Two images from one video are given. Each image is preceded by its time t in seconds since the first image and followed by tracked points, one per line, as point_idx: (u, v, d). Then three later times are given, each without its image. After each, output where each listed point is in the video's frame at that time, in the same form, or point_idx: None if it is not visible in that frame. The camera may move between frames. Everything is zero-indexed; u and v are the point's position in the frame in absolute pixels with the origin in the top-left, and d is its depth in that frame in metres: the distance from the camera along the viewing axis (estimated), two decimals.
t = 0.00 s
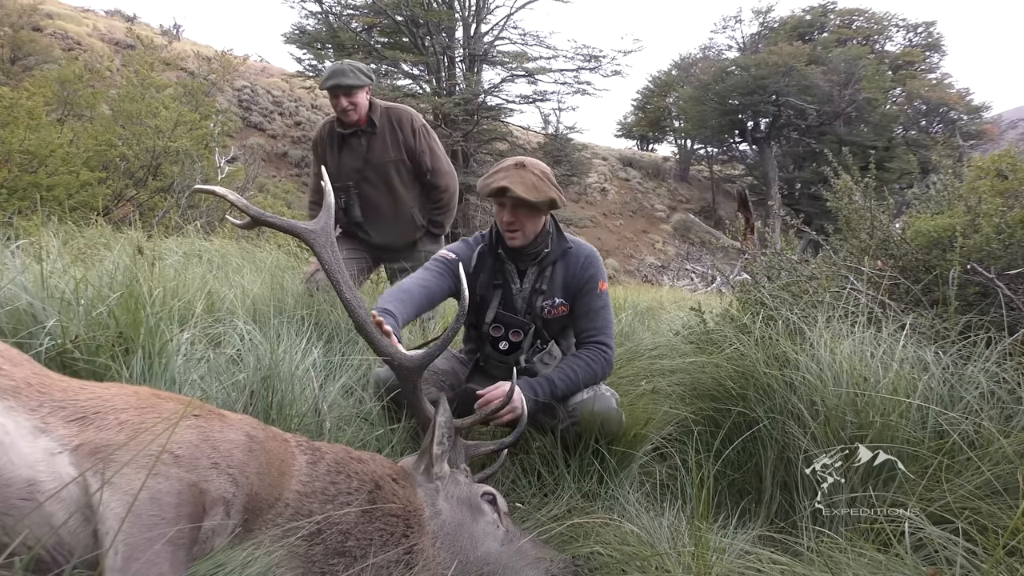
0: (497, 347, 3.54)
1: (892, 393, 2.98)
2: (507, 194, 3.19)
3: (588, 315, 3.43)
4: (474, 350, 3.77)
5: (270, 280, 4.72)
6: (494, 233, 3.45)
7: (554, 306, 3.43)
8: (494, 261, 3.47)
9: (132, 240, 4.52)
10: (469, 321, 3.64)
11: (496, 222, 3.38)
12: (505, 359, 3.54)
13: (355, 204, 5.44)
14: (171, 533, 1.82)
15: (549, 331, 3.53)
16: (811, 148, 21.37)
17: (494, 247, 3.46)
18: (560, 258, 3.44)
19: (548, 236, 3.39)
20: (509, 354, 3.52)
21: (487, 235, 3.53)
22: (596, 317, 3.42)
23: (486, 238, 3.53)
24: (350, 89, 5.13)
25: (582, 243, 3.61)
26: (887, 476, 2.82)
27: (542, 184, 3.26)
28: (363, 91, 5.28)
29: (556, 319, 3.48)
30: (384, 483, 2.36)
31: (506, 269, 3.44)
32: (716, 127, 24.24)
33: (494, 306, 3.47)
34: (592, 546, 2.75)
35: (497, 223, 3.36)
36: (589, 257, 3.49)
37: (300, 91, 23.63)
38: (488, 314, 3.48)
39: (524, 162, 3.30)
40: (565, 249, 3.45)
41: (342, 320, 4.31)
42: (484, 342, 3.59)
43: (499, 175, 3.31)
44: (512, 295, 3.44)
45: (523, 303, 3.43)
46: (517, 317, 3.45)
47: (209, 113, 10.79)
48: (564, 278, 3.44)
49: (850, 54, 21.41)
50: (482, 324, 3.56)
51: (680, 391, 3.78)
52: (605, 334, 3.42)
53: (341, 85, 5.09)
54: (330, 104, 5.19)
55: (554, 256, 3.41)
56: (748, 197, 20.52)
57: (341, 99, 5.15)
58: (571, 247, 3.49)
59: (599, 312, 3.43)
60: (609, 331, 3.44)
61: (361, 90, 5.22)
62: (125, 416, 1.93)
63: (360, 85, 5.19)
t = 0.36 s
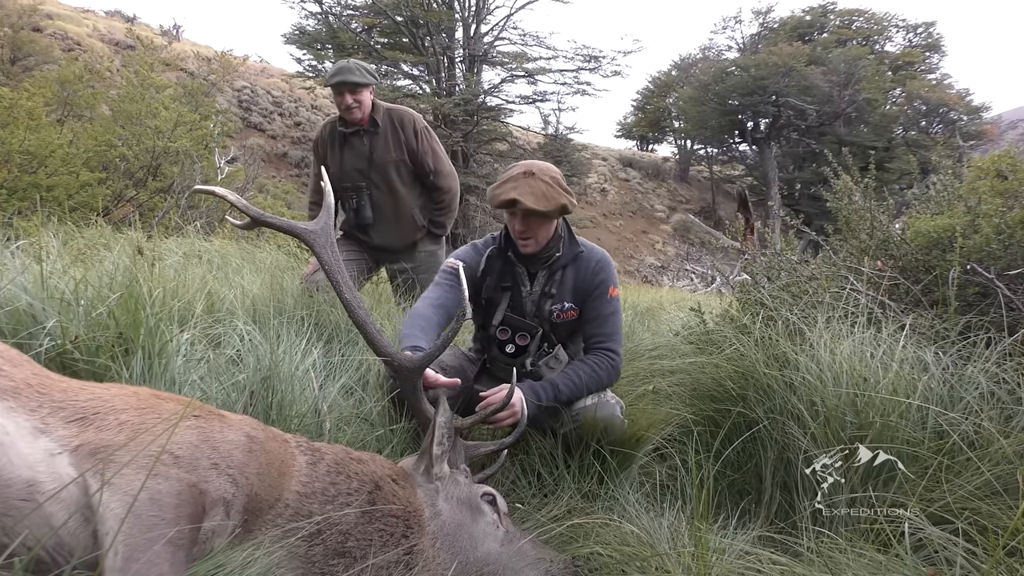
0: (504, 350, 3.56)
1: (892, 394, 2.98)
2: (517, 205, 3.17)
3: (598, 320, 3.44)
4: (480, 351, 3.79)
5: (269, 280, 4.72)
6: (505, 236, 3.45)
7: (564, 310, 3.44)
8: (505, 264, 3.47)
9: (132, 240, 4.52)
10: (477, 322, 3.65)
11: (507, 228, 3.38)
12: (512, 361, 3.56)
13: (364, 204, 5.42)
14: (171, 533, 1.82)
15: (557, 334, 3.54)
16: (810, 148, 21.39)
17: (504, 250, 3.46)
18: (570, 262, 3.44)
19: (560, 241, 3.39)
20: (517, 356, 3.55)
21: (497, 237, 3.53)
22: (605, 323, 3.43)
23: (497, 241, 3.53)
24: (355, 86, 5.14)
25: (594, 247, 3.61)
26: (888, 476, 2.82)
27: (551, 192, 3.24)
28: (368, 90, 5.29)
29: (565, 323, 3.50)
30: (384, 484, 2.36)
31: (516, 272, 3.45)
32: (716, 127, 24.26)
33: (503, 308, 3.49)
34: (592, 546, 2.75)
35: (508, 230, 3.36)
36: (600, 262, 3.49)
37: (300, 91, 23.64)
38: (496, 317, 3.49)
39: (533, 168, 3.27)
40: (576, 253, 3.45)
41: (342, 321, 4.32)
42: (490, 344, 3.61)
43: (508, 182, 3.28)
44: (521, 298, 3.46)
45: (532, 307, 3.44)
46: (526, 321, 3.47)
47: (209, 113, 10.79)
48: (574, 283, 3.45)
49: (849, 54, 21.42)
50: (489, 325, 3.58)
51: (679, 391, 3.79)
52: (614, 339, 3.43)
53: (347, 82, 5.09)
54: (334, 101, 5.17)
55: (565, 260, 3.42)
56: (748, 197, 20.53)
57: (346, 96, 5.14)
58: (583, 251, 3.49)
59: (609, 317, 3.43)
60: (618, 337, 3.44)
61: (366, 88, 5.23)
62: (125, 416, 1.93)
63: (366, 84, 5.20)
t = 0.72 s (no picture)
0: (509, 353, 3.58)
1: (891, 394, 2.98)
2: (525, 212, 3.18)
3: (604, 325, 3.43)
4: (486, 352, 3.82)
5: (269, 280, 4.72)
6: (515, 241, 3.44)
7: (572, 315, 3.45)
8: (514, 268, 3.46)
9: (132, 240, 4.52)
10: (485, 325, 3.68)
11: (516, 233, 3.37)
12: (518, 363, 3.58)
13: (371, 207, 5.44)
14: (171, 533, 1.82)
15: (564, 339, 3.55)
16: (810, 148, 21.39)
17: (513, 255, 3.45)
18: (579, 267, 3.43)
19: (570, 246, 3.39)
20: (523, 360, 3.57)
21: (508, 241, 3.51)
22: (612, 328, 3.41)
23: (506, 245, 3.52)
24: (362, 88, 5.12)
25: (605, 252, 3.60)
26: (888, 476, 2.82)
27: (560, 198, 3.22)
28: (374, 93, 5.28)
29: (573, 328, 3.50)
30: (384, 484, 2.36)
31: (525, 276, 3.45)
32: (716, 127, 24.27)
33: (511, 313, 3.51)
34: (592, 546, 2.75)
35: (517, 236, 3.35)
36: (610, 267, 3.48)
37: (300, 91, 23.63)
38: (503, 320, 3.50)
39: (541, 175, 3.27)
40: (586, 258, 3.44)
41: (342, 321, 4.32)
42: (496, 346, 3.63)
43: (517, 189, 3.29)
44: (530, 302, 3.46)
45: (540, 311, 3.45)
46: (533, 325, 3.49)
47: (209, 113, 10.78)
48: (583, 287, 3.45)
49: (849, 54, 21.44)
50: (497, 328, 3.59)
51: (679, 391, 3.79)
52: (620, 345, 3.41)
53: (353, 84, 5.08)
54: (340, 103, 5.15)
55: (575, 265, 3.41)
56: (748, 197, 20.53)
57: (352, 99, 5.13)
58: (593, 256, 3.48)
59: (616, 322, 3.42)
60: (624, 342, 3.42)
61: (372, 91, 5.23)
62: (124, 416, 1.93)
63: (372, 87, 5.19)
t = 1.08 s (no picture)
0: (505, 349, 3.62)
1: (892, 394, 2.98)
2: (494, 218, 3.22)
3: (598, 326, 3.38)
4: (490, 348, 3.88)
5: (269, 280, 4.72)
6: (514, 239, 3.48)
7: (567, 314, 3.44)
8: (513, 265, 3.51)
9: (132, 240, 4.52)
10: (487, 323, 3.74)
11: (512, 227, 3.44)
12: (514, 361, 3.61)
13: (375, 208, 5.44)
14: (171, 533, 1.82)
15: (561, 339, 3.55)
16: (810, 148, 21.38)
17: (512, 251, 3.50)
18: (577, 266, 3.42)
19: (564, 245, 3.38)
20: (519, 357, 3.61)
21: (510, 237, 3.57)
22: (605, 330, 3.37)
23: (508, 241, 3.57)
24: (367, 89, 5.10)
25: (608, 253, 3.56)
26: (888, 476, 2.82)
27: (529, 201, 3.15)
28: (380, 92, 5.26)
29: (568, 329, 3.49)
30: (384, 484, 2.36)
31: (523, 273, 3.49)
32: (716, 127, 24.29)
33: (509, 310, 3.56)
34: (592, 547, 2.75)
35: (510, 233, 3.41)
36: (609, 268, 3.44)
37: (300, 91, 23.62)
38: (502, 315, 3.57)
39: (516, 176, 3.22)
40: (583, 258, 3.42)
41: (343, 321, 4.32)
42: (495, 342, 3.68)
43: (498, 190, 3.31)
44: (527, 299, 3.50)
45: (537, 309, 3.47)
46: (529, 323, 3.54)
47: (209, 113, 10.77)
48: (579, 287, 3.43)
49: (849, 54, 21.44)
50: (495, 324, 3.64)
51: (678, 390, 3.79)
52: (612, 348, 3.35)
53: (359, 84, 5.05)
54: (345, 103, 5.14)
55: (572, 264, 3.41)
56: (748, 197, 20.53)
57: (357, 98, 5.11)
58: (593, 257, 3.45)
59: (609, 325, 3.37)
60: (617, 346, 3.36)
61: (378, 91, 5.20)
62: (124, 416, 1.93)
63: (377, 86, 5.17)
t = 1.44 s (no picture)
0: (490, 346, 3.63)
1: (892, 394, 2.98)
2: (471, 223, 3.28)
3: (572, 332, 3.30)
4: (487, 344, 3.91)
5: (270, 280, 4.72)
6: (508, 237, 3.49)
7: (546, 315, 3.40)
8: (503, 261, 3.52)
9: (133, 240, 4.53)
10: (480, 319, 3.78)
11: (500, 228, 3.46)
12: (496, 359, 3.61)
13: (380, 208, 5.45)
14: (172, 534, 1.82)
15: (542, 342, 3.50)
16: (811, 148, 21.35)
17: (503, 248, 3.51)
18: (560, 268, 3.36)
19: (547, 246, 3.34)
20: (503, 355, 3.62)
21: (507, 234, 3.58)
22: (579, 336, 3.28)
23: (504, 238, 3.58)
24: (374, 89, 5.12)
25: (597, 257, 3.45)
26: (888, 476, 2.81)
27: (499, 204, 3.16)
28: (385, 92, 5.28)
29: (548, 330, 3.44)
30: (384, 484, 2.36)
31: (512, 270, 3.49)
32: (716, 127, 24.29)
33: (495, 306, 3.58)
34: (592, 547, 2.75)
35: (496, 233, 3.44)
36: (594, 271, 3.35)
37: (301, 91, 23.62)
38: (489, 311, 3.59)
39: (489, 179, 3.24)
40: (567, 260, 3.36)
41: (343, 321, 4.33)
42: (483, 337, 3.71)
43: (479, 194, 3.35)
44: (514, 296, 3.50)
45: (521, 307, 3.46)
46: (513, 321, 3.54)
47: (210, 113, 10.77)
48: (560, 290, 3.36)
49: (850, 54, 21.43)
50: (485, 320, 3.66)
51: (679, 391, 3.79)
52: (583, 355, 3.26)
53: (366, 85, 5.06)
54: (351, 103, 5.14)
55: (556, 265, 3.36)
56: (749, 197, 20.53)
57: (363, 98, 5.12)
58: (580, 259, 3.38)
59: (584, 331, 3.27)
60: (590, 353, 3.26)
61: (383, 91, 5.22)
62: (125, 416, 1.93)
63: (383, 87, 5.19)
